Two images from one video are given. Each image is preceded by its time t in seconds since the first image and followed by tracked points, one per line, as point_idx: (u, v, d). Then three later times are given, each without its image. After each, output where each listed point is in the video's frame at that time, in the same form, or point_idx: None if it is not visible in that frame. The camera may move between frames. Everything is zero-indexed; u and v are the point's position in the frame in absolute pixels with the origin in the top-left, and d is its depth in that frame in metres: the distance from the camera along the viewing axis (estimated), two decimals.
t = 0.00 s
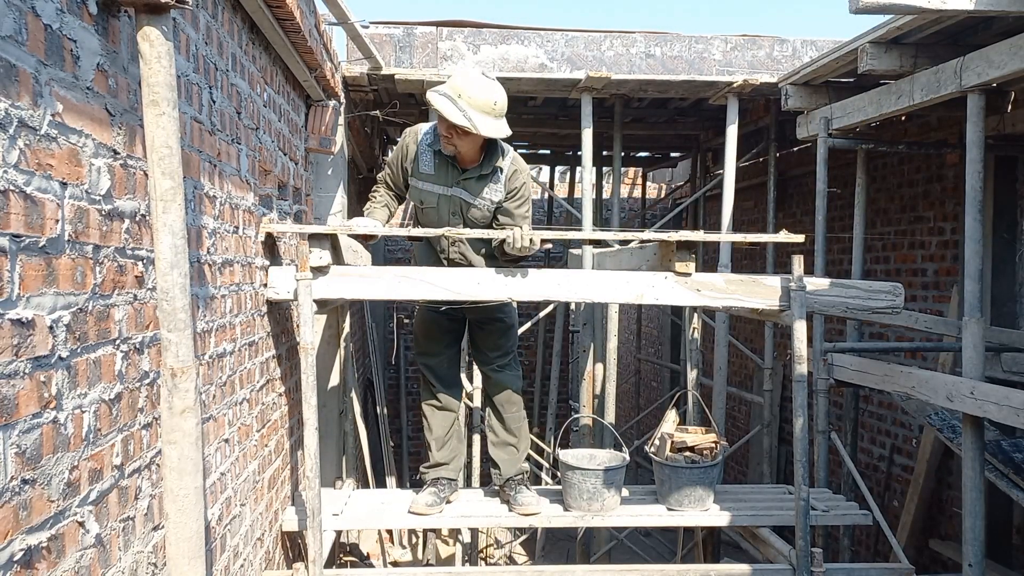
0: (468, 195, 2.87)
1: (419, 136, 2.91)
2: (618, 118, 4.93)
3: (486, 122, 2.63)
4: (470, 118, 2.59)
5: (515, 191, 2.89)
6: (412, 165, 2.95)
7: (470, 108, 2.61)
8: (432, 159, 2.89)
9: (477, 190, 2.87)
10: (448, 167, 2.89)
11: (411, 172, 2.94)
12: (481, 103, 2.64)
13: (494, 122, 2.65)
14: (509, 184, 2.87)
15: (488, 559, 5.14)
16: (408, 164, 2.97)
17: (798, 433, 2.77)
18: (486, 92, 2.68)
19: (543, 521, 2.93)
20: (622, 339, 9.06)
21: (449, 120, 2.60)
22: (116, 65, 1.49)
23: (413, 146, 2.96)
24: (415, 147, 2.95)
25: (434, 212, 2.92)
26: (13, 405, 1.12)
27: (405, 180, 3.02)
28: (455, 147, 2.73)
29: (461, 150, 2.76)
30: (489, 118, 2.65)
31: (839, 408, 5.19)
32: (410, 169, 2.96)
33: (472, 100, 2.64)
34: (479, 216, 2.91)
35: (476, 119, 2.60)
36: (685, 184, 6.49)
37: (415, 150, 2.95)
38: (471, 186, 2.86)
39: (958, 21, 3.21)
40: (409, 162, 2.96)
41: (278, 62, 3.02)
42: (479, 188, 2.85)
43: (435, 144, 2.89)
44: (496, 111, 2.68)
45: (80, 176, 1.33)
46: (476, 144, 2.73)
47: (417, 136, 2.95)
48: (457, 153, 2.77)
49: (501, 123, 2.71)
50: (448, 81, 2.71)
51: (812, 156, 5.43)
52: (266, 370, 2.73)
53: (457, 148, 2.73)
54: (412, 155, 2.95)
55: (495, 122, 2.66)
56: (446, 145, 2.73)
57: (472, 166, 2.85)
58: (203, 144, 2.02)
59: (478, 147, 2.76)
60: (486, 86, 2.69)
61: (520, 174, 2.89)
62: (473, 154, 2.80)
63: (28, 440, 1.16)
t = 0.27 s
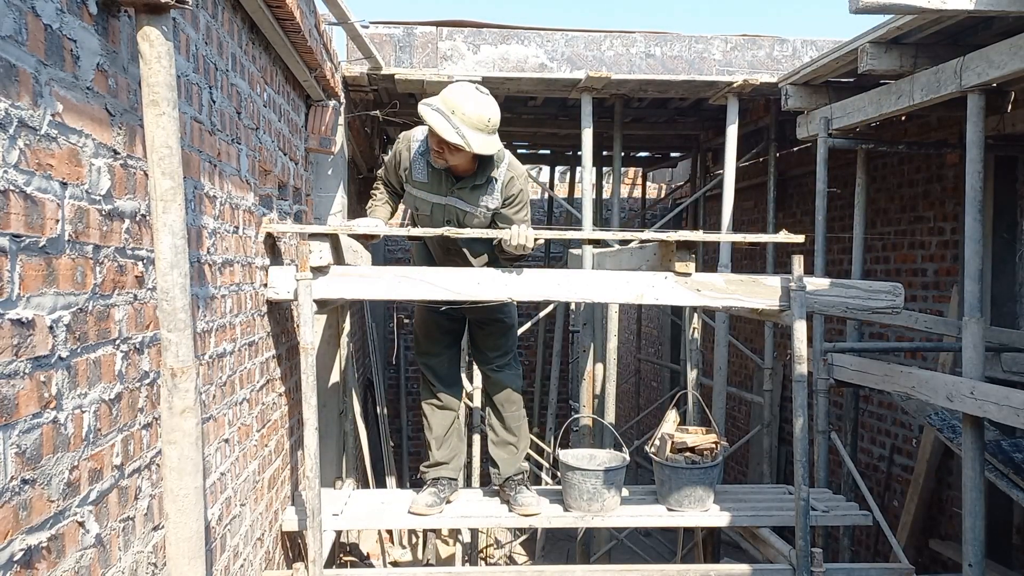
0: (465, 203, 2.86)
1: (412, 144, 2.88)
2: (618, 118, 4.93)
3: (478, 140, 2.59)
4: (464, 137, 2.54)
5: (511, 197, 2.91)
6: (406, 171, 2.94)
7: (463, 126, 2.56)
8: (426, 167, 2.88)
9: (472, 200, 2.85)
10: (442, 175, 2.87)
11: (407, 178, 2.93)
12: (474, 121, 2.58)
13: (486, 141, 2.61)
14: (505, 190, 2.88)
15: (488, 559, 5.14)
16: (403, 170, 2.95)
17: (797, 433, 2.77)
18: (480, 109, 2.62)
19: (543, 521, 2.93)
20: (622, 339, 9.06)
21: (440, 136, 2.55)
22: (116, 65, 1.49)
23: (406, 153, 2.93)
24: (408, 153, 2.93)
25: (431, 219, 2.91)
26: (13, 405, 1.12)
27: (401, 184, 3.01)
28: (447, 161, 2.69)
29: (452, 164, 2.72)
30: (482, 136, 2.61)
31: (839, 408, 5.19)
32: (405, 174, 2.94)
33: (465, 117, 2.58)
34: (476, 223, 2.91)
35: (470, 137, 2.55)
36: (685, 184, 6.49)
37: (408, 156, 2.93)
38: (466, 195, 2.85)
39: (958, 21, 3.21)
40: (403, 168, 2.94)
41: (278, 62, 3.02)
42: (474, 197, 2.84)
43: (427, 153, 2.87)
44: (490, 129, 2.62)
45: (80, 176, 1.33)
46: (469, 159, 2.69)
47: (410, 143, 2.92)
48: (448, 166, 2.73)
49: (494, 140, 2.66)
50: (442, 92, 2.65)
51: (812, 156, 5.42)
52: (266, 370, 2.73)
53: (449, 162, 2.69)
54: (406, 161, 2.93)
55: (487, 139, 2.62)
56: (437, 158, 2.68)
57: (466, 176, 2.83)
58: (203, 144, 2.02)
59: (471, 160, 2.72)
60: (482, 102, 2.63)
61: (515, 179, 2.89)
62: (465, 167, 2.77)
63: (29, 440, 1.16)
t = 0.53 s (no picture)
0: (462, 206, 2.85)
1: (408, 147, 2.88)
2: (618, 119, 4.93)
3: (472, 149, 2.58)
4: (457, 147, 2.54)
5: (510, 200, 2.91)
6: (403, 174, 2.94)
7: (456, 135, 2.55)
8: (422, 170, 2.88)
9: (469, 203, 2.85)
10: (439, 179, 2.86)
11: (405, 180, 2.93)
12: (468, 129, 2.57)
13: (481, 149, 2.60)
14: (502, 194, 2.87)
15: (488, 559, 5.14)
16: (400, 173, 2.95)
17: (798, 433, 2.77)
18: (475, 116, 2.60)
19: (543, 521, 2.93)
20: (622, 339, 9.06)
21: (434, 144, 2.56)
22: (116, 65, 1.49)
23: (404, 156, 2.93)
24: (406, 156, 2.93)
25: (430, 221, 2.91)
26: (13, 405, 1.12)
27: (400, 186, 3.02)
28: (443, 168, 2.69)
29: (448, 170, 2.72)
30: (476, 145, 2.60)
31: (839, 408, 5.19)
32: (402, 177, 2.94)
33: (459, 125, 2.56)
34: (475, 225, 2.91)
35: (463, 145, 2.54)
36: (685, 184, 6.49)
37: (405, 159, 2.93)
38: (463, 199, 2.84)
39: (958, 21, 3.21)
40: (401, 171, 2.95)
41: (278, 62, 3.01)
42: (471, 201, 2.84)
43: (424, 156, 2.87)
44: (484, 136, 2.61)
45: (80, 176, 1.33)
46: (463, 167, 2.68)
47: (406, 146, 2.92)
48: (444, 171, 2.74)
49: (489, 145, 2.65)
50: (436, 97, 2.63)
51: (812, 156, 5.42)
52: (266, 370, 2.73)
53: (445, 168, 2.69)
54: (403, 163, 2.93)
55: (482, 147, 2.61)
56: (431, 164, 2.68)
57: (462, 180, 2.82)
58: (203, 144, 2.02)
59: (466, 167, 2.71)
60: (476, 108, 2.61)
61: (512, 182, 2.88)
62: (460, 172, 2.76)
63: (28, 440, 1.16)
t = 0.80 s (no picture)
0: (461, 212, 2.86)
1: (403, 155, 2.86)
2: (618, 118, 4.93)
3: (465, 164, 2.57)
4: (448, 162, 2.54)
5: (508, 205, 2.90)
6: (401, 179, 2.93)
7: (449, 150, 2.54)
8: (418, 177, 2.88)
9: (467, 211, 2.84)
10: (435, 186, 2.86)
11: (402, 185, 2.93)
12: (461, 144, 2.56)
13: (474, 163, 2.59)
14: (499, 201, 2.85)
15: (488, 559, 5.14)
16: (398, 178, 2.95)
17: (798, 433, 2.77)
18: (469, 130, 2.58)
19: (543, 521, 2.93)
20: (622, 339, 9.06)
21: (426, 159, 2.56)
22: (116, 65, 1.49)
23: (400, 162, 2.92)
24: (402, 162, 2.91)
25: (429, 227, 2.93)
26: (13, 405, 1.12)
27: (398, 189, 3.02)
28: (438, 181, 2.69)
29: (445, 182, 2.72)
30: (470, 159, 2.58)
31: (839, 408, 5.19)
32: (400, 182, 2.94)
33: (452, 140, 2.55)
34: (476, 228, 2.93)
35: (455, 161, 2.54)
36: (685, 184, 6.49)
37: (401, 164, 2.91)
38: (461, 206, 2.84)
39: (958, 21, 3.21)
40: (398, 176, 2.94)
41: (278, 62, 3.01)
42: (468, 208, 2.83)
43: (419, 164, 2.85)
44: (478, 151, 2.59)
45: (80, 176, 1.33)
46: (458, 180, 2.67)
47: (402, 152, 2.90)
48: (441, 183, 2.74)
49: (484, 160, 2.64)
50: (432, 109, 2.62)
51: (812, 156, 5.42)
52: (266, 370, 2.73)
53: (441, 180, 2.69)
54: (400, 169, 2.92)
55: (476, 162, 2.59)
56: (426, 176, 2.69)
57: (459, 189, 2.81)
58: (203, 144, 2.02)
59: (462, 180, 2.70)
60: (470, 122, 2.59)
61: (509, 188, 2.86)
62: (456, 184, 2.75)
63: (28, 440, 1.16)
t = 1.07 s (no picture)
0: (461, 212, 2.86)
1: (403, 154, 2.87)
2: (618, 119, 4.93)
3: (464, 164, 2.56)
4: (447, 163, 2.54)
5: (508, 205, 2.90)
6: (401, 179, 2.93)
7: (448, 151, 2.54)
8: (418, 177, 2.88)
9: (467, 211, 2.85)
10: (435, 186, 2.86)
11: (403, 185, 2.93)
12: (460, 145, 2.55)
13: (473, 162, 2.58)
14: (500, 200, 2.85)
15: (488, 559, 5.14)
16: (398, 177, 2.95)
17: (798, 433, 2.77)
18: (468, 130, 2.57)
19: (543, 521, 2.93)
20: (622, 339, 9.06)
21: (425, 160, 2.57)
22: (116, 65, 1.49)
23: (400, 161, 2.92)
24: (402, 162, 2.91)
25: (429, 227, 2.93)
26: (13, 405, 1.12)
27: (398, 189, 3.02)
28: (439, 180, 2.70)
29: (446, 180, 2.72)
30: (468, 159, 2.58)
31: (839, 408, 5.19)
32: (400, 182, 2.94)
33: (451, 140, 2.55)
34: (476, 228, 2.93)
35: (453, 162, 2.54)
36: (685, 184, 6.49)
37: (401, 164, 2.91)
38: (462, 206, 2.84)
39: (958, 21, 3.21)
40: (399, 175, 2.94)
41: (278, 62, 3.01)
42: (468, 208, 2.83)
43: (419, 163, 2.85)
44: (477, 151, 2.58)
45: (80, 176, 1.33)
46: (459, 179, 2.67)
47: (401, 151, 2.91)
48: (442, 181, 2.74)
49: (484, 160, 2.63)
50: (431, 110, 2.62)
51: (812, 156, 5.42)
52: (266, 370, 2.73)
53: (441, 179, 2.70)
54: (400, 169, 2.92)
55: (475, 161, 2.59)
56: (426, 176, 2.69)
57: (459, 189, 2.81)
58: (203, 144, 2.02)
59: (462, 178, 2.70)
60: (469, 123, 2.58)
61: (509, 189, 2.86)
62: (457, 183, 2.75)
63: (28, 440, 1.15)
